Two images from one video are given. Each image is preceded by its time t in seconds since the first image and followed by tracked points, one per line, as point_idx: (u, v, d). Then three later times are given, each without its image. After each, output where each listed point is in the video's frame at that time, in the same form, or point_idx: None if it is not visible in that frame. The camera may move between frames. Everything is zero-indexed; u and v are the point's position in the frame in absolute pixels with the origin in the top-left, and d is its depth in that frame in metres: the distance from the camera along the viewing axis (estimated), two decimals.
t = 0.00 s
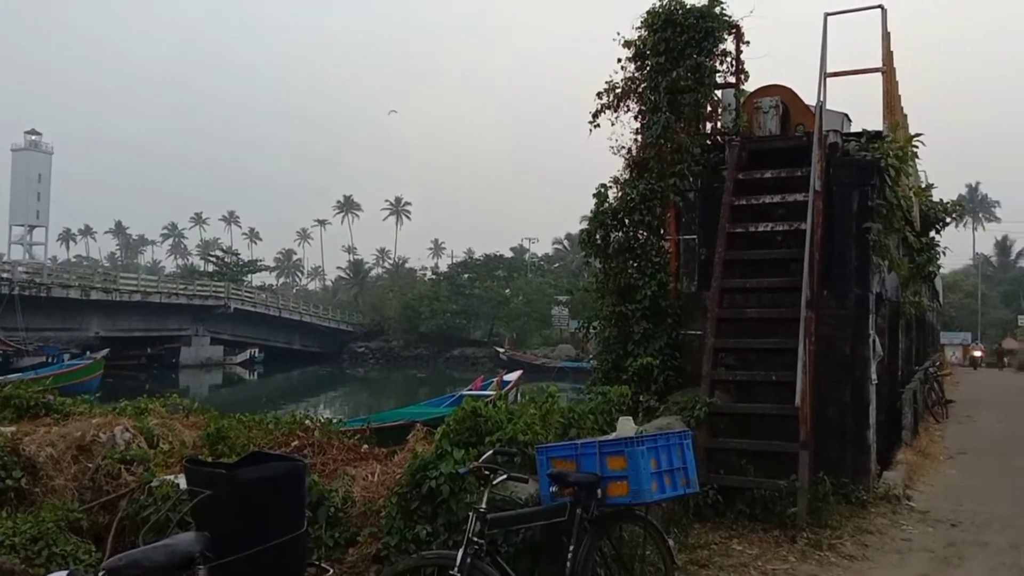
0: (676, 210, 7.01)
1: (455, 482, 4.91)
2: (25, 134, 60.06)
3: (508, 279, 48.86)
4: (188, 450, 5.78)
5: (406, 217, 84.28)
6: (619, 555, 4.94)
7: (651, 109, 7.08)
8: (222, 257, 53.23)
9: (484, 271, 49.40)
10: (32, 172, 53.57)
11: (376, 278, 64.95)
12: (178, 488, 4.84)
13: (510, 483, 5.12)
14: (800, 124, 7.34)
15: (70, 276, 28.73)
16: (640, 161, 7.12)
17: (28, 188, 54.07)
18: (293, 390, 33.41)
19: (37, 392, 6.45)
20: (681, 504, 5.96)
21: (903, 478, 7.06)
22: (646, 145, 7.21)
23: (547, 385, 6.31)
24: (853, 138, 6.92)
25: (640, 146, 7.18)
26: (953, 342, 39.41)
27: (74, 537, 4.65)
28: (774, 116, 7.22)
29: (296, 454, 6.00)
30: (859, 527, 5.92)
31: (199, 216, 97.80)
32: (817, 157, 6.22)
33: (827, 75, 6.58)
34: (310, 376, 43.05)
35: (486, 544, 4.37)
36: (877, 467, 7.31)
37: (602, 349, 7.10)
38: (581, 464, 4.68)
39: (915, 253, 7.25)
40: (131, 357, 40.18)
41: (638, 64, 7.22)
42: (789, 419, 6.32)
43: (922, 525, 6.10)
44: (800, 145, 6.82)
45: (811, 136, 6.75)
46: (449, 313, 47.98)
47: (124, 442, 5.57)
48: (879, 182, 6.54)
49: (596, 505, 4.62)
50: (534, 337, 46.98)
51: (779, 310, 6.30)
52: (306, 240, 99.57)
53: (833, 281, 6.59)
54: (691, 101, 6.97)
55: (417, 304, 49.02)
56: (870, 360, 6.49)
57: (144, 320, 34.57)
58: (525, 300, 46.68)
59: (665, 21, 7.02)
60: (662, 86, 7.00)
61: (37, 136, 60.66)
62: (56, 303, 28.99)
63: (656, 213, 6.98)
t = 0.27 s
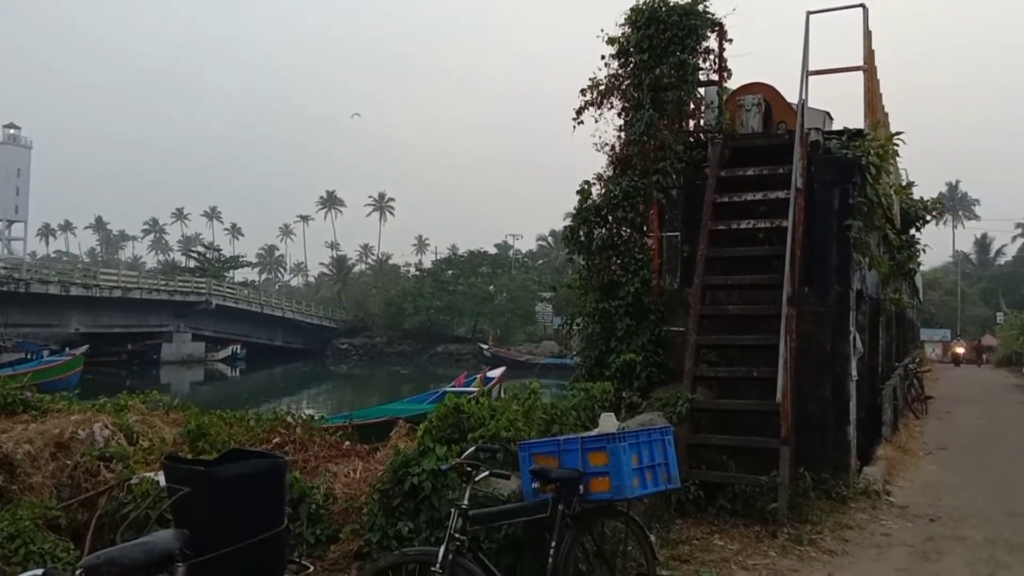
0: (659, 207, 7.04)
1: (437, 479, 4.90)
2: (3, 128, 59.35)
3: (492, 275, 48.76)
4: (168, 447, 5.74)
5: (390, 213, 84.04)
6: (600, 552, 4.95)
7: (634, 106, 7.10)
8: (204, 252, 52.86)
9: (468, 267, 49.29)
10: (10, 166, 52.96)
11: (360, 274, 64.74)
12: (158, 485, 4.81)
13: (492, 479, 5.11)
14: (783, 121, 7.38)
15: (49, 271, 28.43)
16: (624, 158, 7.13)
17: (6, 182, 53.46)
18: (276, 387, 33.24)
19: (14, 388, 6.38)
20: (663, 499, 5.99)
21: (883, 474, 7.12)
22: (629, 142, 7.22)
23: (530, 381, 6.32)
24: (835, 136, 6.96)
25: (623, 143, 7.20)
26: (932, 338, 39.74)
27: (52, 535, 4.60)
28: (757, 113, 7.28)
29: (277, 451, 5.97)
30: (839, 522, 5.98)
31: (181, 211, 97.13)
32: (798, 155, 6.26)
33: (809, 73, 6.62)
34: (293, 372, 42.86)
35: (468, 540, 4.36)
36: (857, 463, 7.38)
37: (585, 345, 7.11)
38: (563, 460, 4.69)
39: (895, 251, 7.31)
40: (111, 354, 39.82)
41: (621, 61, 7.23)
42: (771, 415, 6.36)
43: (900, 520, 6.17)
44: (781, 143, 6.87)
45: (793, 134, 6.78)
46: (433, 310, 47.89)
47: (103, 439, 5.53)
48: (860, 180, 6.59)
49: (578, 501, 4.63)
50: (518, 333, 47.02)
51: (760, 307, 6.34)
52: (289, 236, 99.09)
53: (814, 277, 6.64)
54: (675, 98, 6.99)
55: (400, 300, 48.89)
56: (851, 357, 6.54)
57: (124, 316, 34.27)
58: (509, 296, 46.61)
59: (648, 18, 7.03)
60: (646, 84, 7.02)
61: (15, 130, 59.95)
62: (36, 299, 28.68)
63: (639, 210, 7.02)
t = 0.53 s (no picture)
0: (648, 200, 7.04)
1: (426, 471, 4.90)
2: None
3: (482, 268, 48.67)
4: (155, 439, 5.72)
5: (379, 206, 83.80)
6: (589, 543, 4.94)
7: (624, 98, 7.09)
8: (192, 245, 52.62)
9: (457, 260, 49.17)
10: None
11: (348, 267, 64.58)
12: (145, 478, 4.79)
13: (481, 471, 5.10)
14: (771, 114, 7.39)
15: (34, 263, 28.23)
16: (613, 150, 7.13)
17: None
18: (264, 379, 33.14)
19: None
20: (652, 491, 6.01)
21: (870, 465, 7.17)
22: (618, 135, 7.22)
23: (519, 373, 6.32)
24: (823, 129, 6.97)
25: (613, 135, 7.19)
26: (919, 330, 39.90)
27: (38, 528, 4.58)
28: (746, 106, 7.26)
29: (265, 443, 5.96)
30: (826, 513, 6.02)
31: (168, 204, 96.63)
32: (787, 148, 6.27)
33: (797, 66, 6.63)
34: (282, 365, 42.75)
35: (456, 532, 4.34)
36: (844, 454, 7.42)
37: (574, 337, 7.13)
38: (551, 452, 4.69)
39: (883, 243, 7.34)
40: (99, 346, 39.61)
41: (611, 53, 7.22)
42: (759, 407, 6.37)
43: (887, 511, 6.22)
44: (770, 136, 6.87)
45: (781, 127, 6.79)
46: (422, 302, 47.82)
47: (89, 432, 5.50)
48: (848, 173, 6.61)
49: (566, 492, 4.64)
50: (507, 326, 46.99)
51: (748, 299, 6.37)
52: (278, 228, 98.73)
53: (802, 270, 6.66)
54: (664, 91, 6.99)
55: (389, 293, 48.76)
56: (838, 349, 6.57)
57: (111, 308, 34.09)
58: (498, 289, 46.57)
59: (638, 10, 7.02)
60: (635, 76, 7.01)
61: None
62: (21, 291, 28.49)
63: (628, 202, 7.02)
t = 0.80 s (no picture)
0: (630, 201, 7.06)
1: (407, 473, 4.88)
2: None
3: (465, 269, 48.55)
4: (134, 442, 5.68)
5: (361, 206, 83.61)
6: (571, 545, 4.92)
7: (605, 99, 7.11)
8: (172, 245, 52.23)
9: (440, 260, 49.05)
10: None
11: (330, 268, 64.33)
12: (123, 481, 4.75)
13: (462, 472, 5.08)
14: (752, 116, 7.43)
15: (11, 265, 27.89)
16: (594, 151, 7.15)
17: None
18: (245, 381, 32.92)
19: None
20: (634, 491, 6.03)
21: (849, 464, 7.23)
22: (600, 136, 7.25)
23: (500, 374, 6.32)
24: (803, 131, 7.02)
25: (594, 136, 7.21)
26: (898, 331, 40.24)
27: (14, 533, 4.53)
28: (727, 107, 7.25)
29: (245, 446, 5.93)
30: (806, 513, 6.06)
31: (148, 204, 95.90)
32: (767, 149, 6.31)
33: (778, 68, 6.67)
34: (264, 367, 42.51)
35: (438, 534, 4.33)
36: (824, 453, 7.48)
37: (557, 338, 7.15)
38: (533, 453, 4.69)
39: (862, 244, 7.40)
40: (77, 348, 39.21)
41: (593, 55, 7.24)
42: (741, 407, 6.40)
43: (866, 510, 6.27)
44: (751, 137, 6.91)
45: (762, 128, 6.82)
46: (405, 303, 47.69)
47: (67, 435, 5.45)
48: (828, 174, 6.65)
49: (547, 493, 4.64)
50: (490, 327, 46.98)
51: (729, 300, 6.42)
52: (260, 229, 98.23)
53: (783, 270, 6.70)
54: (645, 92, 7.02)
55: (372, 294, 48.62)
56: (818, 349, 6.61)
57: (89, 310, 33.76)
58: (481, 290, 46.50)
59: (619, 11, 7.05)
60: (616, 77, 7.03)
61: None
62: None
63: (609, 203, 7.04)
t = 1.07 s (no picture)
0: (611, 204, 7.09)
1: (388, 477, 4.87)
2: None
3: (447, 272, 48.35)
4: (111, 447, 5.63)
5: (342, 209, 83.34)
6: (552, 547, 4.91)
7: (586, 103, 7.13)
8: (151, 249, 51.77)
9: (423, 263, 48.77)
10: None
11: (311, 271, 64.04)
12: (101, 487, 4.71)
13: (443, 476, 5.04)
14: (731, 119, 7.48)
15: None
16: (575, 154, 7.17)
17: None
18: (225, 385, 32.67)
19: None
20: (615, 493, 6.05)
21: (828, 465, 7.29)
22: (581, 139, 7.27)
23: (482, 377, 6.31)
24: (782, 134, 7.07)
25: (575, 140, 7.23)
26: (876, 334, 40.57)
27: None
28: (706, 111, 7.40)
29: (225, 451, 5.89)
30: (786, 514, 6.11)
31: (126, 207, 95.04)
32: (746, 153, 6.35)
33: (757, 72, 6.72)
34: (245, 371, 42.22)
35: (418, 538, 4.31)
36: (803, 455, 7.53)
37: (538, 341, 7.17)
38: (514, 456, 4.67)
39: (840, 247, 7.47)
40: (55, 353, 38.75)
41: (573, 58, 7.26)
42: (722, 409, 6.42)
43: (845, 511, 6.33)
44: (730, 141, 6.95)
45: (741, 132, 6.87)
46: (387, 306, 47.54)
47: (43, 441, 5.40)
48: (806, 177, 6.73)
49: (528, 496, 4.62)
50: (472, 330, 46.95)
51: (709, 302, 6.46)
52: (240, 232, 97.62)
53: (762, 273, 6.75)
54: (626, 96, 7.06)
55: (354, 297, 48.43)
56: (798, 351, 6.62)
57: (66, 314, 33.38)
58: (463, 293, 46.43)
59: (600, 15, 7.08)
60: (597, 81, 7.06)
61: None
62: None
63: (590, 207, 7.07)
